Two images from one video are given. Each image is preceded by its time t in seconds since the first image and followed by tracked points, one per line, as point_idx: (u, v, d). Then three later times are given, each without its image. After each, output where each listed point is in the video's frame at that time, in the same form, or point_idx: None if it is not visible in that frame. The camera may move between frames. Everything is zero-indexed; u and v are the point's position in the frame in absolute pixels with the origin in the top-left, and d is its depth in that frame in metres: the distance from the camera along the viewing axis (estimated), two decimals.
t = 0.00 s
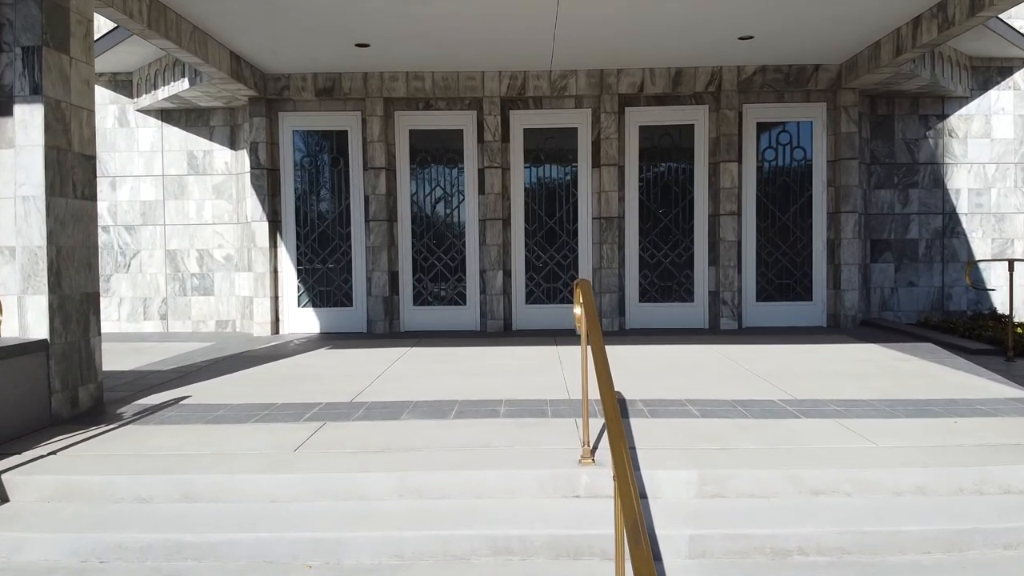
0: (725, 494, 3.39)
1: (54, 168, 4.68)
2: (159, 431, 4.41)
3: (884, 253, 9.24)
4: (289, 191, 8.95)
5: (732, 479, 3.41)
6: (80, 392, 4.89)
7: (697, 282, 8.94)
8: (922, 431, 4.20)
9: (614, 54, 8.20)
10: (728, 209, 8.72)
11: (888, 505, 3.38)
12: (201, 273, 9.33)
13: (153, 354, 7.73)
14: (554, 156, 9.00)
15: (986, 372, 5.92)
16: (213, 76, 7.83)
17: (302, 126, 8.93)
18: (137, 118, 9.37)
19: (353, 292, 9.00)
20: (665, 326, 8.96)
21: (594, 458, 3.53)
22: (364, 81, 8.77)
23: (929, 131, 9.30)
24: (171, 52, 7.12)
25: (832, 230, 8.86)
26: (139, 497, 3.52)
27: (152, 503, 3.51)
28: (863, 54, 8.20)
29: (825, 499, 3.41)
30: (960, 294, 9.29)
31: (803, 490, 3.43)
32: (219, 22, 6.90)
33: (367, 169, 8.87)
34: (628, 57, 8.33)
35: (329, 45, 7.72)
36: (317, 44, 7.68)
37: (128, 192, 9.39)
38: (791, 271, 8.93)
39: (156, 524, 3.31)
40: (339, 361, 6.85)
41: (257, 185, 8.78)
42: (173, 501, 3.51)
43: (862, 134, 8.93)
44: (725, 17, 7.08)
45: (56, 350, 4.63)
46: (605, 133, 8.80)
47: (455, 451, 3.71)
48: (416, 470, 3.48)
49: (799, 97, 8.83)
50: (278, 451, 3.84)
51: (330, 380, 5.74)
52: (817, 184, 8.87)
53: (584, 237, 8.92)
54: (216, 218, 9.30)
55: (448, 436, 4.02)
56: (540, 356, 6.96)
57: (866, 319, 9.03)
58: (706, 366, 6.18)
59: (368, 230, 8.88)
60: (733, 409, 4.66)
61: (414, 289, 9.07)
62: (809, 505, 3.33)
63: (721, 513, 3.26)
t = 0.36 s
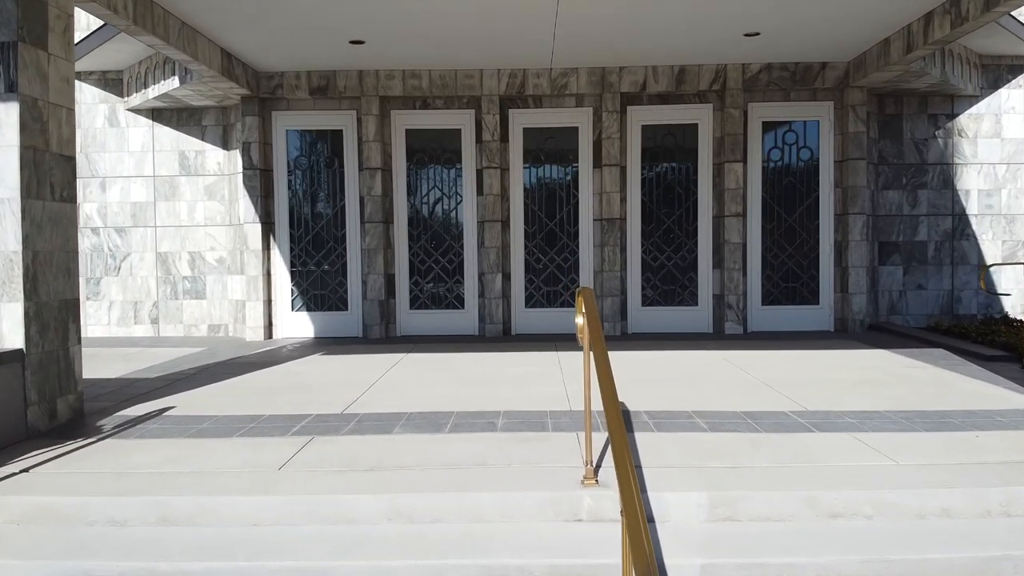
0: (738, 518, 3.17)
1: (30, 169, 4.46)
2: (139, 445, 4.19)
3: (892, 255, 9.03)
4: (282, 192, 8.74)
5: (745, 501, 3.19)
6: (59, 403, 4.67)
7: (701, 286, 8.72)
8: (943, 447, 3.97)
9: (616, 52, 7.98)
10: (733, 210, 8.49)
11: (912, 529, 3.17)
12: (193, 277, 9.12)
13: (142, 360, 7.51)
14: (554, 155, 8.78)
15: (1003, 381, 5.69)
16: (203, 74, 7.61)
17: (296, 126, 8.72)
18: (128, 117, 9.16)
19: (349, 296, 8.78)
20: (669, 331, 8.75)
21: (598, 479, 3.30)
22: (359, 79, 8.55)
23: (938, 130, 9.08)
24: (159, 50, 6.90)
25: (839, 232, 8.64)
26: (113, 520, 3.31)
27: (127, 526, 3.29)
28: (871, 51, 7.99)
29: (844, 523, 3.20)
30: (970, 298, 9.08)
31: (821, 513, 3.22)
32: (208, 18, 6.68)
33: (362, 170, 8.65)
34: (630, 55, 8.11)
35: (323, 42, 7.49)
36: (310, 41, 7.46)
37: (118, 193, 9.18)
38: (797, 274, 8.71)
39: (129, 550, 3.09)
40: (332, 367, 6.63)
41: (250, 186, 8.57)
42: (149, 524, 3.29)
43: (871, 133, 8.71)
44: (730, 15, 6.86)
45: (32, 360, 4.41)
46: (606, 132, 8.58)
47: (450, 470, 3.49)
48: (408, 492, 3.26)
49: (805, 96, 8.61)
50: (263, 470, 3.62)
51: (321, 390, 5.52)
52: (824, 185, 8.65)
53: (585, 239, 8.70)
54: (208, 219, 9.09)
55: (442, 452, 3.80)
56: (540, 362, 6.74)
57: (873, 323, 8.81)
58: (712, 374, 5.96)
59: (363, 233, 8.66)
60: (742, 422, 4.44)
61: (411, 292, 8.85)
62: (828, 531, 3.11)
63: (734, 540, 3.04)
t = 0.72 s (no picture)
0: (752, 543, 2.96)
1: (5, 170, 4.25)
2: (118, 461, 3.97)
3: (900, 258, 8.82)
4: (276, 193, 8.53)
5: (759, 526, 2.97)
6: (36, 415, 4.46)
7: (705, 289, 8.51)
8: (965, 463, 3.75)
9: (618, 49, 7.76)
10: (738, 212, 8.28)
11: (938, 556, 2.95)
12: (184, 280, 8.90)
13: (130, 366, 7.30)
14: (554, 155, 8.56)
15: (1022, 390, 5.47)
16: (193, 71, 7.40)
17: (290, 125, 8.51)
18: (118, 116, 8.94)
19: (344, 299, 8.57)
20: (672, 335, 8.54)
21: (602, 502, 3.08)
22: (354, 77, 8.34)
23: (948, 130, 8.87)
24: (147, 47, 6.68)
25: (846, 233, 8.43)
26: (84, 545, 3.09)
27: (98, 552, 3.08)
28: (880, 49, 7.77)
29: (864, 549, 2.99)
30: (980, 301, 8.87)
31: (841, 538, 3.00)
32: (197, 14, 6.47)
33: (358, 170, 8.43)
34: (633, 52, 7.90)
35: (316, 39, 7.28)
36: (303, 38, 7.24)
37: (108, 194, 8.96)
38: (803, 277, 8.50)
39: None
40: (325, 374, 6.42)
41: (242, 186, 8.35)
42: (122, 549, 3.08)
43: (879, 133, 8.50)
44: (736, 11, 6.65)
45: (7, 370, 4.20)
46: (608, 132, 8.37)
47: (443, 490, 3.28)
48: (398, 515, 3.04)
49: (812, 94, 8.40)
50: (246, 490, 3.40)
51: (312, 399, 5.31)
52: (831, 186, 8.44)
53: (586, 241, 8.49)
54: (200, 221, 8.87)
55: (436, 470, 3.59)
56: (540, 369, 6.52)
57: (882, 327, 8.60)
58: (718, 383, 5.75)
59: (359, 235, 8.45)
60: (752, 435, 4.22)
61: (407, 296, 8.64)
62: (849, 558, 2.90)
63: (749, 568, 2.82)
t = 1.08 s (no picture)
0: (769, 574, 2.74)
1: None
2: (95, 478, 3.76)
3: (909, 260, 8.61)
4: (269, 195, 8.32)
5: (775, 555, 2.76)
6: (12, 429, 4.24)
7: (709, 292, 8.30)
8: (991, 482, 3.54)
9: (621, 46, 7.54)
10: (744, 213, 8.07)
11: None
12: (176, 283, 8.69)
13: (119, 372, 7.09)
14: (555, 155, 8.35)
15: None
16: (183, 69, 7.19)
17: (284, 124, 8.30)
18: (108, 116, 8.73)
19: (339, 303, 8.37)
20: (675, 340, 8.33)
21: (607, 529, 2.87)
22: (349, 75, 8.12)
23: (958, 129, 8.65)
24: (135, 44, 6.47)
25: (854, 235, 8.23)
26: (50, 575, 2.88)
27: None
28: (890, 46, 7.55)
29: None
30: (990, 305, 8.66)
31: (864, 568, 2.79)
32: (186, 10, 6.26)
33: (353, 171, 8.22)
34: (636, 50, 7.68)
35: (310, 36, 7.07)
36: (296, 35, 7.04)
37: (98, 195, 8.75)
38: (810, 280, 8.29)
39: None
40: (318, 382, 6.20)
41: (234, 188, 8.14)
42: None
43: (888, 132, 8.29)
44: (743, 7, 6.43)
45: None
46: (610, 131, 8.16)
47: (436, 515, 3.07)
48: (387, 543, 2.83)
49: (819, 92, 8.19)
50: (226, 513, 3.19)
51: (303, 410, 5.10)
52: (839, 187, 8.23)
53: (588, 244, 8.28)
54: (192, 223, 8.67)
55: (429, 490, 3.37)
56: (540, 377, 6.31)
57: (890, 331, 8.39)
58: (725, 392, 5.53)
59: (354, 237, 8.24)
60: (764, 451, 4.01)
61: (404, 299, 8.43)
62: None
63: None
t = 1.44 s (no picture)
0: None
1: None
2: (70, 497, 3.55)
3: (919, 263, 8.40)
4: (263, 196, 8.11)
5: None
6: None
7: (715, 296, 8.09)
8: (1021, 502, 3.32)
9: (624, 43, 7.33)
10: (750, 215, 7.86)
11: None
12: (168, 286, 8.48)
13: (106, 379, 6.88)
14: (556, 155, 8.13)
15: None
16: (174, 67, 6.98)
17: (278, 124, 8.09)
18: (99, 115, 8.52)
19: (335, 307, 8.15)
20: (679, 344, 8.12)
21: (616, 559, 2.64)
22: (345, 73, 7.91)
23: (969, 129, 8.44)
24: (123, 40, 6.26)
25: (863, 237, 8.02)
26: None
27: None
28: (901, 43, 7.34)
29: None
30: (1002, 309, 8.45)
31: None
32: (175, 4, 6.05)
33: (349, 171, 8.01)
34: (639, 47, 7.47)
35: (304, 32, 6.87)
36: (290, 31, 6.83)
37: (88, 196, 8.54)
38: (818, 283, 8.08)
39: None
40: (311, 390, 5.99)
41: (227, 188, 7.93)
42: None
43: (897, 132, 8.07)
44: (751, 3, 6.22)
45: None
46: (612, 130, 7.95)
47: (431, 542, 2.85)
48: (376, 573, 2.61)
49: (826, 91, 7.98)
50: (206, 538, 2.98)
51: (294, 421, 4.88)
52: (847, 188, 8.02)
53: (590, 246, 8.07)
54: (184, 224, 8.46)
55: (423, 512, 3.16)
56: (541, 385, 6.09)
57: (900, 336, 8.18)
58: (734, 401, 5.32)
59: (350, 239, 8.03)
60: (778, 467, 3.79)
61: (402, 303, 8.22)
62: None
63: None
